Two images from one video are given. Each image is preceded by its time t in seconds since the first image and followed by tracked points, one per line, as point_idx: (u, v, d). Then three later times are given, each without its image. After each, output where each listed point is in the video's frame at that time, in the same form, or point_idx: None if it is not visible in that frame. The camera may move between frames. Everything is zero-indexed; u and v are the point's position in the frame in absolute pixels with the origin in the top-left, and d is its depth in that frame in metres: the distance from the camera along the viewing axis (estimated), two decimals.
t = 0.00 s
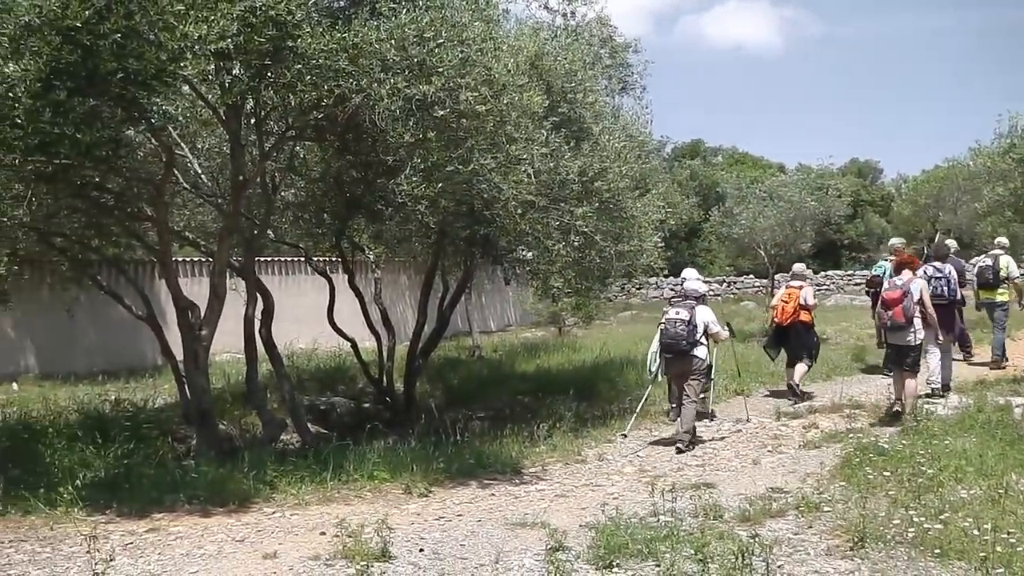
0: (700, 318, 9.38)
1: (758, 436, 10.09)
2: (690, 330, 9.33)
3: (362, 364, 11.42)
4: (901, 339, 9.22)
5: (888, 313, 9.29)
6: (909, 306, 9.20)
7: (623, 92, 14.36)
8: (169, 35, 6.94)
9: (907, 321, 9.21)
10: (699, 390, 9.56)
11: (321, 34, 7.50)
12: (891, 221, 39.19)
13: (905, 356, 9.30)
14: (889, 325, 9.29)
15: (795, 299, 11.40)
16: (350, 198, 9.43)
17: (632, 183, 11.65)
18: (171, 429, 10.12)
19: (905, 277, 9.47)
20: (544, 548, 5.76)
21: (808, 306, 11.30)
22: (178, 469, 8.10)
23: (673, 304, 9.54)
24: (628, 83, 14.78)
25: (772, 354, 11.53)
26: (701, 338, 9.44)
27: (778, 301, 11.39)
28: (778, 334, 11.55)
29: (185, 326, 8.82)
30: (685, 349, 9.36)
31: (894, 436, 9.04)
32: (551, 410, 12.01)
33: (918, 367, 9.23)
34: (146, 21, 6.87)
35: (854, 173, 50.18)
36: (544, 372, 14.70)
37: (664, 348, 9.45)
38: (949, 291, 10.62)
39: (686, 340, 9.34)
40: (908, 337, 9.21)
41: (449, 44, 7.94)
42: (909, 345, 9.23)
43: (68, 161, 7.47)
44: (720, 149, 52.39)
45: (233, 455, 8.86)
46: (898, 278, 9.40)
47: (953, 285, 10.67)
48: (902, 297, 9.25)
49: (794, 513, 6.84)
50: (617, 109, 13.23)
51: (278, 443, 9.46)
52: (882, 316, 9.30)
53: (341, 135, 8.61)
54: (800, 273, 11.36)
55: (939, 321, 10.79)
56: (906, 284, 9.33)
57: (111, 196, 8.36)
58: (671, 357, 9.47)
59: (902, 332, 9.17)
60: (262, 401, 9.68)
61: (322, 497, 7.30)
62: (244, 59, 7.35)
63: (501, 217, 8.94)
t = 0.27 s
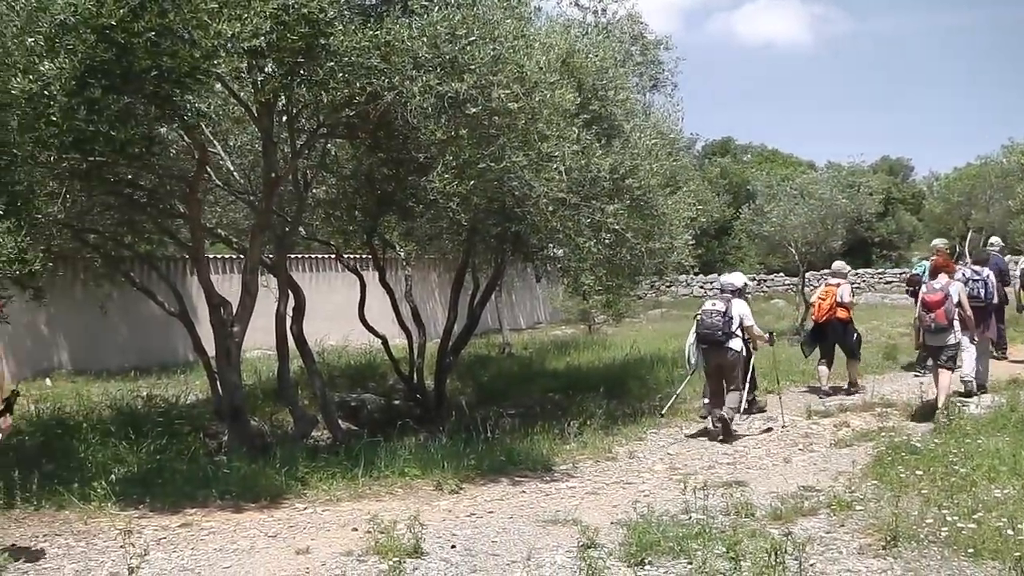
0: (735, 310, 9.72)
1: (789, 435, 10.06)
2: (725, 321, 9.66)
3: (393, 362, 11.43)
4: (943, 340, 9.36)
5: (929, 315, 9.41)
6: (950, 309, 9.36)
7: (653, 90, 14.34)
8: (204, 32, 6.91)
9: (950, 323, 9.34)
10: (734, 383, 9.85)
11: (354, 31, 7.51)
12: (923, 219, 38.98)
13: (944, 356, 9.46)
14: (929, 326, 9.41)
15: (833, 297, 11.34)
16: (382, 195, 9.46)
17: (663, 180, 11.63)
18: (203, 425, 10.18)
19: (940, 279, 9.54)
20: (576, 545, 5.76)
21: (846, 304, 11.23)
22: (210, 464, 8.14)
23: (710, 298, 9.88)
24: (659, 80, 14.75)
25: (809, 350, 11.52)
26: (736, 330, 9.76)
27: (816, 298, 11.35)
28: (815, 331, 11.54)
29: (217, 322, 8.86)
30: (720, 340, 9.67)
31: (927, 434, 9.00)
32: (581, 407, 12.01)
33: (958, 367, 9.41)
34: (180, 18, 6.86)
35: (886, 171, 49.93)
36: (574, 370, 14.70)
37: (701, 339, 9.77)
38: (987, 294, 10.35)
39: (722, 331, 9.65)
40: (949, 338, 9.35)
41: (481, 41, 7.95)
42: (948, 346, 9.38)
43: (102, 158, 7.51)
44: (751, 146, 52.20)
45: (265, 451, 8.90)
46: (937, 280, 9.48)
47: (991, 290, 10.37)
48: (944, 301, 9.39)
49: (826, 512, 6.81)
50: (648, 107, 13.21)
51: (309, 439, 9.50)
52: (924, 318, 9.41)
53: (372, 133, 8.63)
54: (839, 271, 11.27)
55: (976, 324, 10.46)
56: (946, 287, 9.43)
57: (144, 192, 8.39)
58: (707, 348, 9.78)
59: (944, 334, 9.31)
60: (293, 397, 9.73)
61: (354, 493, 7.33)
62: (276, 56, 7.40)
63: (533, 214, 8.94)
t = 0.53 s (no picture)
0: (765, 302, 9.70)
1: (813, 426, 10.03)
2: (756, 313, 9.64)
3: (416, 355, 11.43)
4: (967, 320, 9.48)
5: (954, 295, 9.47)
6: (977, 289, 9.38)
7: (675, 80, 14.31)
8: (225, 27, 6.97)
9: (974, 303, 9.41)
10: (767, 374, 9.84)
11: (374, 24, 7.44)
12: (946, 209, 38.80)
13: (970, 335, 9.58)
14: (954, 306, 9.53)
15: (870, 287, 11.32)
16: (404, 187, 9.47)
17: (685, 171, 11.60)
18: (227, 418, 10.21)
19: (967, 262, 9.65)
20: (601, 535, 5.77)
21: (885, 295, 11.22)
22: (235, 456, 8.17)
23: (738, 289, 9.86)
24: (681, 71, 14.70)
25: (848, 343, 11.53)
26: (766, 321, 9.73)
27: (854, 289, 11.35)
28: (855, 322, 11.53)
29: (241, 315, 8.88)
30: (750, 333, 9.68)
31: (951, 424, 8.96)
32: (604, 399, 12.00)
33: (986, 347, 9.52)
34: (202, 12, 6.91)
35: (909, 161, 49.72)
36: (597, 362, 14.69)
37: (731, 330, 9.78)
38: (1012, 281, 10.29)
39: (752, 323, 9.66)
40: (973, 318, 9.47)
41: (503, 33, 7.95)
42: (973, 326, 9.48)
43: (126, 153, 7.54)
44: (773, 137, 52.03)
45: (289, 443, 8.93)
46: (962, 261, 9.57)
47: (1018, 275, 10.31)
48: (969, 281, 9.42)
49: (852, 502, 6.79)
50: (670, 97, 13.18)
51: (333, 431, 9.52)
52: (949, 298, 9.51)
53: (394, 125, 8.64)
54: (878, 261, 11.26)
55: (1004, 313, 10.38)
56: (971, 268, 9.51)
57: (166, 186, 8.39)
58: (736, 341, 9.78)
59: (967, 314, 9.43)
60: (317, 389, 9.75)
61: (378, 484, 7.34)
62: (298, 49, 7.34)
63: (555, 206, 8.93)
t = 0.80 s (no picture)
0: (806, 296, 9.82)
1: (846, 419, 9.98)
2: (797, 307, 9.76)
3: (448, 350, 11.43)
4: (1004, 303, 9.67)
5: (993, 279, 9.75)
6: (1013, 272, 9.63)
7: (704, 73, 14.25)
8: (255, 23, 7.01)
9: (1011, 285, 9.64)
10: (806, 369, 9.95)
11: (403, 19, 7.46)
12: (979, 200, 38.52)
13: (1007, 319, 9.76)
14: (993, 290, 9.74)
15: (915, 276, 11.45)
16: (434, 182, 9.48)
17: (716, 164, 11.56)
18: (260, 414, 10.25)
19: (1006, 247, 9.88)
20: (635, 529, 5.75)
21: (927, 285, 11.31)
22: (268, 452, 8.20)
23: (780, 285, 10.00)
24: (710, 64, 14.66)
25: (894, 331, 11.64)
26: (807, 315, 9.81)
27: (898, 279, 11.53)
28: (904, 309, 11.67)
29: (274, 312, 8.91)
30: (792, 327, 9.76)
31: (986, 417, 8.90)
32: (636, 393, 11.97)
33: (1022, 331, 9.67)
34: (233, 10, 6.92)
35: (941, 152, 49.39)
36: (628, 356, 14.67)
37: (773, 324, 9.88)
38: None
39: (794, 316, 9.76)
40: (1010, 301, 9.65)
41: (532, 27, 7.93)
42: (1010, 309, 9.67)
43: (158, 150, 7.55)
44: (803, 129, 51.80)
45: (322, 439, 8.95)
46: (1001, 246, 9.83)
47: None
48: (1005, 264, 9.68)
49: (886, 496, 6.75)
50: (700, 90, 13.13)
51: (365, 427, 9.54)
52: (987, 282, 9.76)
53: (424, 121, 8.64)
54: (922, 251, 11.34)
55: None
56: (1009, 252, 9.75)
57: (200, 183, 8.42)
58: (778, 335, 9.88)
59: (1005, 296, 9.62)
60: (349, 385, 9.77)
61: (410, 479, 7.35)
62: (328, 46, 7.35)
63: (586, 200, 8.90)
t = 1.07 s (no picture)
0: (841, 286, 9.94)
1: (874, 412, 9.94)
2: (830, 297, 9.88)
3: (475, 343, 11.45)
4: None
5: None
6: None
7: (732, 66, 14.21)
8: (283, 17, 7.01)
9: None
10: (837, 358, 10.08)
11: (432, 12, 7.42)
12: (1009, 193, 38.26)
13: None
14: None
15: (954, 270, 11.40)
16: (461, 175, 9.48)
17: (744, 156, 11.53)
18: (288, 407, 10.29)
19: None
20: (663, 522, 5.75)
21: (966, 278, 11.26)
22: (296, 445, 8.24)
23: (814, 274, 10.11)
24: (738, 56, 14.61)
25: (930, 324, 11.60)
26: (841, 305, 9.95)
27: (937, 272, 11.49)
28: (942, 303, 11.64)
29: (302, 305, 8.94)
30: (825, 316, 9.89)
31: (1017, 411, 8.85)
32: (663, 386, 11.96)
33: None
34: (261, 3, 6.93)
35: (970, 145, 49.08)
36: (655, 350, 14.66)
37: (806, 313, 10.00)
38: None
39: (827, 306, 9.88)
40: None
41: (559, 19, 7.93)
42: None
43: (187, 145, 7.59)
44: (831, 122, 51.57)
45: (350, 431, 8.99)
46: None
47: None
48: None
49: (915, 489, 6.73)
50: (728, 83, 13.09)
51: (393, 420, 9.57)
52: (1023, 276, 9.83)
53: (451, 115, 8.65)
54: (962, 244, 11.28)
55: None
56: None
57: (228, 176, 8.44)
58: (813, 324, 10.01)
59: None
60: (377, 378, 9.80)
61: (438, 472, 7.36)
62: (356, 39, 7.35)
63: (613, 193, 8.90)
